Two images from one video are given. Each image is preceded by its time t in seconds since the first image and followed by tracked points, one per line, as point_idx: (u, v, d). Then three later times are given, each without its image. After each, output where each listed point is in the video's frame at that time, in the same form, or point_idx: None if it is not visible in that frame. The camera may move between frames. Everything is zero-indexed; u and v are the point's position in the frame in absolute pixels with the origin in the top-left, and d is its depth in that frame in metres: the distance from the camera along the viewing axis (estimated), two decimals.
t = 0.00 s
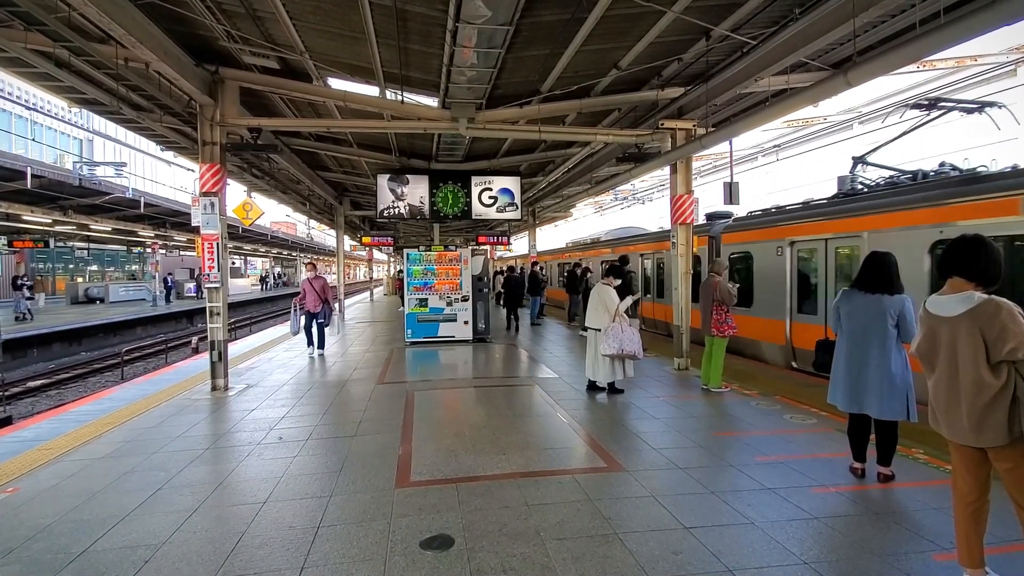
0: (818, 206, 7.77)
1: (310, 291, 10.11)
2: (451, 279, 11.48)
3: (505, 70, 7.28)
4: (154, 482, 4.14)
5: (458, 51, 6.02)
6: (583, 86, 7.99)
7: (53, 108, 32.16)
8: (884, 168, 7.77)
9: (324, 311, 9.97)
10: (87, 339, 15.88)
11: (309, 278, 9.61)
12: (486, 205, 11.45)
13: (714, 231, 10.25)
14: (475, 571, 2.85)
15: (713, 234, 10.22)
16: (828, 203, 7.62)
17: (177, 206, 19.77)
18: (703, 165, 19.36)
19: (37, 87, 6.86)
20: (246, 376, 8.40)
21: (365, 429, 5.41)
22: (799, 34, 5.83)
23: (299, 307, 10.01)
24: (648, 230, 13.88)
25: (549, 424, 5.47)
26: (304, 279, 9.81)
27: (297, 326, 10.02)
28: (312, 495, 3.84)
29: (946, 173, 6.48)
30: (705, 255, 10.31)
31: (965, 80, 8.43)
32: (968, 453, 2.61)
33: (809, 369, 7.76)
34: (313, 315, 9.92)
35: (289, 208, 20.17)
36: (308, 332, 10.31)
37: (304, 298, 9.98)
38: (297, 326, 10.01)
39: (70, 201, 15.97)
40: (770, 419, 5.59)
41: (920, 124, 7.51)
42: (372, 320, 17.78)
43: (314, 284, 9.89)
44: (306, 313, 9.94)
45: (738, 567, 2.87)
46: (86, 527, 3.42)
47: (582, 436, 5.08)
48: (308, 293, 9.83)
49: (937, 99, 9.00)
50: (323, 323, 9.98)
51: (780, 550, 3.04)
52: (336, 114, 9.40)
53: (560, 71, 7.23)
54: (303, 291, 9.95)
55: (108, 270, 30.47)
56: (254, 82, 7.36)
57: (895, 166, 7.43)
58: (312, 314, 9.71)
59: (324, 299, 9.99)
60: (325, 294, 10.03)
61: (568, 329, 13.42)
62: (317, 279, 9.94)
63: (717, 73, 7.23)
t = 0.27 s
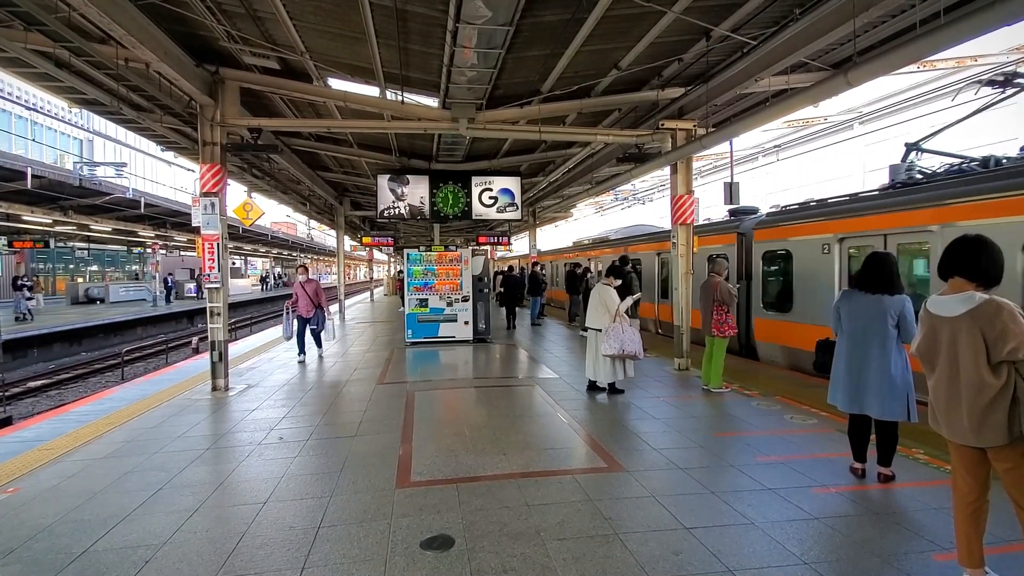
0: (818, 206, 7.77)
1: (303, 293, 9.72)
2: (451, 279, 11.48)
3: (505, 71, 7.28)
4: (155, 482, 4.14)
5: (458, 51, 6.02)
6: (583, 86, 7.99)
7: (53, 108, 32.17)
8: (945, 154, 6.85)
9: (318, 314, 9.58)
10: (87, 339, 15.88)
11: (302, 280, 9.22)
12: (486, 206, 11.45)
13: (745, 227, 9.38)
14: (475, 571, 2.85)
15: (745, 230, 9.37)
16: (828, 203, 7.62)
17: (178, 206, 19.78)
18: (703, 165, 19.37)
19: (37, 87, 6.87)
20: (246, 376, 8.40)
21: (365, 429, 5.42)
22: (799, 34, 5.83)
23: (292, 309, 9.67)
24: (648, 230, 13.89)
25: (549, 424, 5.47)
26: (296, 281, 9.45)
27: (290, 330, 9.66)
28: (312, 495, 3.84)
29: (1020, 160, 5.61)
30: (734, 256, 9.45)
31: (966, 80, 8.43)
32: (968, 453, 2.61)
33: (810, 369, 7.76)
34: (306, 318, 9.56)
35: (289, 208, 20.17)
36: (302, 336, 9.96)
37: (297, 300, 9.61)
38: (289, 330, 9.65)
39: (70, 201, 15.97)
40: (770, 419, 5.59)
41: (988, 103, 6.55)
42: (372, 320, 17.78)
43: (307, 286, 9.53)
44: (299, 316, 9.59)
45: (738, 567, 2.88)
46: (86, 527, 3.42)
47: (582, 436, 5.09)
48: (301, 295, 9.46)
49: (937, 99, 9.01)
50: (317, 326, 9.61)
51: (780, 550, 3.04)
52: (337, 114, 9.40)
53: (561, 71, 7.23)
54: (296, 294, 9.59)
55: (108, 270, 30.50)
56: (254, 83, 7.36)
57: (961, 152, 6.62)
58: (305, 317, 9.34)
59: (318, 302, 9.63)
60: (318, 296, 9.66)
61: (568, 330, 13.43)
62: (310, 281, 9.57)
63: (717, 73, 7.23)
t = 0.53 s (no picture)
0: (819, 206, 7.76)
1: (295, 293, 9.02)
2: (451, 279, 11.48)
3: (505, 71, 7.28)
4: (155, 482, 4.14)
5: (458, 51, 6.02)
6: (584, 86, 7.99)
7: (53, 108, 32.19)
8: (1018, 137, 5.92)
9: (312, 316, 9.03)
10: (87, 339, 15.90)
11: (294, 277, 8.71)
12: (487, 205, 11.46)
13: (779, 223, 8.65)
14: (475, 571, 2.85)
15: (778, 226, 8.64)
16: (829, 203, 7.62)
17: (178, 206, 19.79)
18: (703, 165, 19.37)
19: (38, 87, 6.87)
20: (246, 376, 8.40)
21: (366, 429, 5.42)
22: (799, 34, 5.83)
23: (285, 310, 9.10)
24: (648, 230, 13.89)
25: (550, 424, 5.47)
26: (288, 280, 8.86)
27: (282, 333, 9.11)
28: (312, 496, 3.84)
29: None
30: (768, 254, 8.62)
31: (967, 80, 8.42)
32: (968, 453, 2.61)
33: (810, 369, 7.75)
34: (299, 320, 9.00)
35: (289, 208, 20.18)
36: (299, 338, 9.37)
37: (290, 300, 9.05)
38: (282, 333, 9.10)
39: (71, 202, 15.99)
40: (770, 419, 5.59)
41: None
42: (372, 320, 17.79)
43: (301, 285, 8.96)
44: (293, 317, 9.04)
45: (738, 567, 2.88)
46: (87, 527, 3.42)
47: (582, 436, 5.09)
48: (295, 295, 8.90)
49: (938, 99, 9.00)
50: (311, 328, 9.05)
51: (780, 550, 3.04)
52: (337, 114, 9.40)
53: (561, 71, 7.23)
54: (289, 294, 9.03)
55: (109, 270, 30.54)
56: (254, 83, 7.36)
57: None
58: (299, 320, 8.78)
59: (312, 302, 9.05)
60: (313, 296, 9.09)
61: (569, 330, 13.43)
62: (304, 280, 8.99)
63: (717, 73, 7.23)
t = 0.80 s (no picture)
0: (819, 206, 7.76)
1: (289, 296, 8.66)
2: (451, 279, 11.48)
3: (505, 71, 7.28)
4: (155, 482, 4.14)
5: (458, 51, 6.02)
6: (584, 86, 7.99)
7: (54, 109, 32.24)
8: None
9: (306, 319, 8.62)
10: (88, 339, 15.90)
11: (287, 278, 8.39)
12: (487, 206, 11.46)
13: (820, 216, 7.87)
14: (475, 571, 2.85)
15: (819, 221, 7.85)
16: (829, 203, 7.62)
17: (178, 206, 19.79)
18: (703, 165, 19.37)
19: (38, 88, 6.87)
20: (246, 376, 8.41)
21: (366, 429, 5.42)
22: (799, 34, 5.83)
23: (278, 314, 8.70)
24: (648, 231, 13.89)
25: (550, 424, 5.47)
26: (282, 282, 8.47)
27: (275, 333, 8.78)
28: (312, 496, 3.84)
29: None
30: (806, 252, 7.79)
31: (967, 80, 8.41)
32: (968, 453, 2.61)
33: (810, 369, 7.75)
34: (293, 324, 8.62)
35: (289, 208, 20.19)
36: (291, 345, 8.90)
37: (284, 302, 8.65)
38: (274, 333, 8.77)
39: (71, 202, 15.99)
40: (771, 419, 5.59)
41: None
42: (372, 320, 17.79)
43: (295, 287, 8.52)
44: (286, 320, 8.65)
45: (738, 567, 2.87)
46: (87, 527, 3.43)
47: (582, 436, 5.09)
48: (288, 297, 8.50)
49: (939, 99, 8.99)
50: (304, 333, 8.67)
51: (780, 551, 3.04)
52: (337, 114, 9.41)
53: (561, 71, 7.23)
54: (282, 295, 8.61)
55: (109, 270, 30.55)
56: (254, 83, 7.36)
57: None
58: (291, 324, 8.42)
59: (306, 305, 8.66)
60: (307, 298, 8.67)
61: (569, 330, 13.43)
62: (299, 282, 8.57)
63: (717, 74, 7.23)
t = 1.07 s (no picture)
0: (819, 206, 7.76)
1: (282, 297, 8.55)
2: (451, 279, 11.48)
3: (505, 71, 7.28)
4: (155, 482, 4.14)
5: (459, 51, 6.02)
6: (584, 87, 7.99)
7: (53, 109, 32.26)
8: None
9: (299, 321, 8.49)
10: (88, 339, 15.91)
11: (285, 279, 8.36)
12: (487, 206, 11.46)
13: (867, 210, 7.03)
14: (475, 571, 2.85)
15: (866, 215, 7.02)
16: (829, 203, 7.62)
17: (178, 207, 19.79)
18: (704, 165, 19.37)
19: (38, 88, 6.88)
20: (246, 376, 8.41)
21: (366, 429, 5.42)
22: (800, 34, 5.83)
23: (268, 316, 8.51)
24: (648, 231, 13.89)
25: (550, 424, 5.47)
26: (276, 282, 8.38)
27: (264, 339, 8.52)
28: (312, 496, 3.84)
29: None
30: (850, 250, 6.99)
31: (968, 80, 8.40)
32: (968, 454, 2.61)
33: (810, 369, 7.75)
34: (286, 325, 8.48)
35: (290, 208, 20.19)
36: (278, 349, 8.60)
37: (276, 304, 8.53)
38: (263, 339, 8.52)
39: (71, 202, 15.99)
40: (771, 419, 5.59)
41: None
42: (372, 320, 17.79)
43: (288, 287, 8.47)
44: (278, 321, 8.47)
45: (738, 568, 2.87)
46: (87, 527, 3.43)
47: (582, 436, 5.09)
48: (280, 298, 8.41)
49: (940, 99, 8.99)
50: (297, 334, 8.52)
51: (780, 551, 3.04)
52: (337, 114, 9.41)
53: (561, 71, 7.23)
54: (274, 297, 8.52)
55: (109, 270, 30.57)
56: (254, 83, 7.36)
57: None
58: (284, 324, 8.27)
59: (299, 307, 8.60)
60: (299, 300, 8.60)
61: (569, 330, 13.43)
62: (292, 283, 8.56)
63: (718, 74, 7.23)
